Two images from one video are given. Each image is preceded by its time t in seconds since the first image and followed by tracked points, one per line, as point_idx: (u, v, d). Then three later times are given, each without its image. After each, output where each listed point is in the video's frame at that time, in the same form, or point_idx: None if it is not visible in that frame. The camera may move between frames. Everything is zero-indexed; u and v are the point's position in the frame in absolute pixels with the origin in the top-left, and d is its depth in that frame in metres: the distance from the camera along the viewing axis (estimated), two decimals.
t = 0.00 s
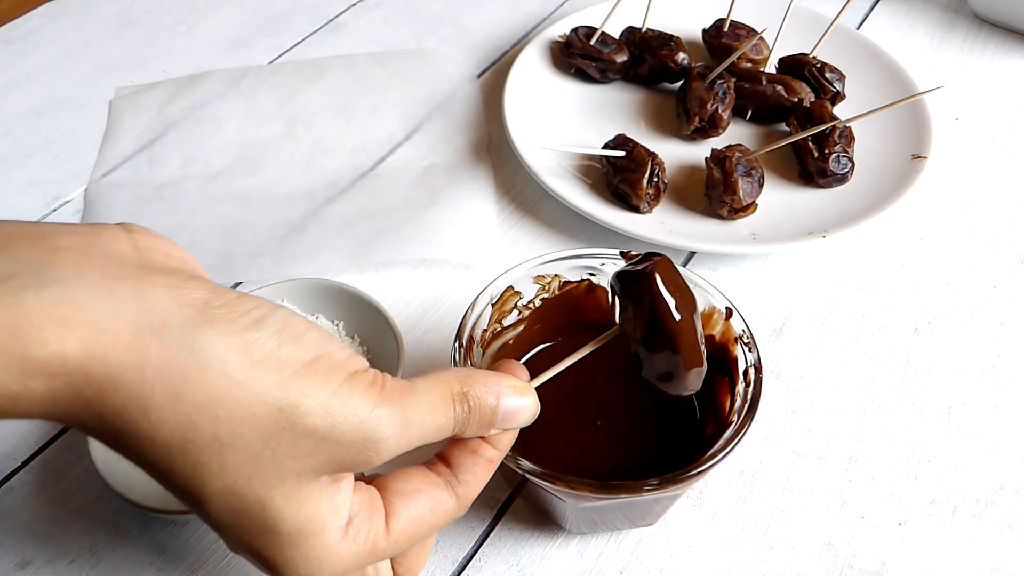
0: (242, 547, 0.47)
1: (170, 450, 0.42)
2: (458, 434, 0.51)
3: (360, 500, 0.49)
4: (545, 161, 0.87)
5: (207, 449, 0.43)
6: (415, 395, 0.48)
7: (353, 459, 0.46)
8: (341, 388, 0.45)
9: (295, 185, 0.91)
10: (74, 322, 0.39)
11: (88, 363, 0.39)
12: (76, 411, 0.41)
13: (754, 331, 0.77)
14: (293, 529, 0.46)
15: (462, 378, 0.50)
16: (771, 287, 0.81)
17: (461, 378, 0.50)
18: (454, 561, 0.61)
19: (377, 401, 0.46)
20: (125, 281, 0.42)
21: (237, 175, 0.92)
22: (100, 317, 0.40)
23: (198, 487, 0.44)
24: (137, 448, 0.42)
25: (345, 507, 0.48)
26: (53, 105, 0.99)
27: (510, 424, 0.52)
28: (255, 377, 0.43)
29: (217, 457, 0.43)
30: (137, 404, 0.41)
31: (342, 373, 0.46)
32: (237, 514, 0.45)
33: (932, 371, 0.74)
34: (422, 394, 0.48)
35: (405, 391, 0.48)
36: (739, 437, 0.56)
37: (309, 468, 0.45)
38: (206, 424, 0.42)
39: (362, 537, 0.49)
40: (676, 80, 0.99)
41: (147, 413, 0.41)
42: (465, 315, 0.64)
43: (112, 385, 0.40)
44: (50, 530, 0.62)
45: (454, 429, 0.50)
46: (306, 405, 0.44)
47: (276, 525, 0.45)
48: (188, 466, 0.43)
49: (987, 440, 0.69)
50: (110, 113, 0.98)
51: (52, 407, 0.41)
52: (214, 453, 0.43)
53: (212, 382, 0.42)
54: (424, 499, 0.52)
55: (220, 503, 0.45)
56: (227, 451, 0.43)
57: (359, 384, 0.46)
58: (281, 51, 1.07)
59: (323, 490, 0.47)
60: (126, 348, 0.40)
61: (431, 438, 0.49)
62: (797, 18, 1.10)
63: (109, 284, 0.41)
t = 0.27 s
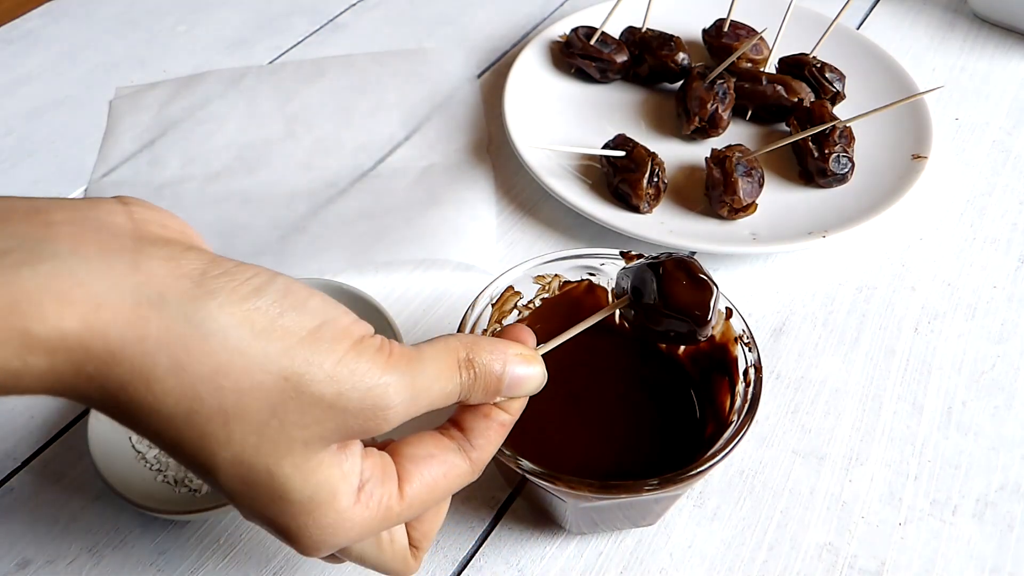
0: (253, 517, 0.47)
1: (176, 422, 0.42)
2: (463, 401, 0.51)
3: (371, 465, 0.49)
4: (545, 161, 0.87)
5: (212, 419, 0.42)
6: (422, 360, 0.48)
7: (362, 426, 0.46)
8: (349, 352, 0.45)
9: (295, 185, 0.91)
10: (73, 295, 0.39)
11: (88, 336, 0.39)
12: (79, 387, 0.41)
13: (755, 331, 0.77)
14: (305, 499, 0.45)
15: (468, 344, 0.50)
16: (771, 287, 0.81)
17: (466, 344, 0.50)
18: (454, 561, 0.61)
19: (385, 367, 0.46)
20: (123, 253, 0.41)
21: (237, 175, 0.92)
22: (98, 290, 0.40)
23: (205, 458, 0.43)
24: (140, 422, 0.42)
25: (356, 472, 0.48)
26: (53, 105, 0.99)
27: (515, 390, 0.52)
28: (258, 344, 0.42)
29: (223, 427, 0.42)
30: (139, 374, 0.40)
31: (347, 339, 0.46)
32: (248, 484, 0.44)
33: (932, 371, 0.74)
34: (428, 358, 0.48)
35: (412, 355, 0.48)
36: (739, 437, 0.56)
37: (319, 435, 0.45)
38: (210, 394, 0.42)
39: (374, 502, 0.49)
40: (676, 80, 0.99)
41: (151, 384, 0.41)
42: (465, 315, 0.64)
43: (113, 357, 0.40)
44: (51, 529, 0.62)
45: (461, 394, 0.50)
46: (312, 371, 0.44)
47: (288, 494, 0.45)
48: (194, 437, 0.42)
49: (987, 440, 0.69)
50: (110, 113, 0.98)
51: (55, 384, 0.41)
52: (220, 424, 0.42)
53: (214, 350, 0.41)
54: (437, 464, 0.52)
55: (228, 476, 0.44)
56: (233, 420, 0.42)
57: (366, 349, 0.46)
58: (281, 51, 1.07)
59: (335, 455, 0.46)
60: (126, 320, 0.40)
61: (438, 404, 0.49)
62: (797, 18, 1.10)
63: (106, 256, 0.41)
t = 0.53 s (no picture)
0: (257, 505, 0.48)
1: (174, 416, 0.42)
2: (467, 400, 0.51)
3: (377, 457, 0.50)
4: (545, 161, 0.87)
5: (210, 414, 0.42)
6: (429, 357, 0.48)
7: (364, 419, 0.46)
8: (353, 350, 0.45)
9: (295, 185, 0.91)
10: (66, 293, 0.39)
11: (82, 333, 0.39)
12: (77, 383, 0.41)
13: (754, 331, 0.77)
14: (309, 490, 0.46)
15: (473, 345, 0.50)
16: (771, 287, 0.81)
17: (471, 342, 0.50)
18: (454, 561, 0.61)
19: (389, 363, 0.46)
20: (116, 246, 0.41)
21: (237, 175, 0.92)
22: (88, 287, 0.39)
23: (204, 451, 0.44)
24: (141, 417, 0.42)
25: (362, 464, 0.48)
26: (52, 105, 0.99)
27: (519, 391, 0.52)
28: (254, 338, 0.42)
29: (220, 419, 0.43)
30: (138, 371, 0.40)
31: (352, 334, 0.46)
32: (250, 475, 0.45)
33: (931, 371, 0.74)
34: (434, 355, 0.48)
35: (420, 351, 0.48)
36: (739, 437, 0.56)
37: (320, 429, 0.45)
38: (208, 390, 0.42)
39: (381, 493, 0.49)
40: (676, 80, 0.99)
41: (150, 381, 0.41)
42: (465, 315, 0.64)
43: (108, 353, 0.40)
44: (51, 529, 0.62)
45: (465, 393, 0.50)
46: (313, 366, 0.43)
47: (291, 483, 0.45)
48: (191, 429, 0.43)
49: (987, 440, 0.69)
50: (110, 113, 0.98)
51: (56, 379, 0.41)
52: (219, 418, 0.43)
53: (209, 345, 0.41)
54: (442, 456, 0.52)
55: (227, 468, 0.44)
56: (231, 414, 0.43)
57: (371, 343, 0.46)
58: (281, 51, 1.08)
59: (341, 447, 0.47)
60: (123, 318, 0.40)
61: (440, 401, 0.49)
62: (797, 18, 1.10)
63: (98, 250, 0.40)
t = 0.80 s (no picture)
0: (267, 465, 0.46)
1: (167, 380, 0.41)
2: (453, 334, 0.48)
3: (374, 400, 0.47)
4: (545, 161, 0.87)
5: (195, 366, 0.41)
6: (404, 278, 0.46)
7: (342, 334, 0.44)
8: (324, 270, 0.43)
9: (295, 185, 0.91)
10: (15, 246, 0.38)
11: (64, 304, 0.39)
12: (64, 354, 0.41)
13: (754, 331, 0.77)
14: (304, 430, 0.43)
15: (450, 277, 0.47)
16: (771, 287, 0.81)
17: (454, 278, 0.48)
18: (454, 561, 0.61)
19: (349, 269, 0.44)
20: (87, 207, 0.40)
21: (237, 175, 0.92)
22: (60, 253, 0.39)
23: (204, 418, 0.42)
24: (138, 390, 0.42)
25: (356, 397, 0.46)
26: (52, 105, 0.99)
27: (508, 319, 0.48)
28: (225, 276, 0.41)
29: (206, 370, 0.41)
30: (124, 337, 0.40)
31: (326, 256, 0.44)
32: (245, 430, 0.43)
33: (932, 371, 0.74)
34: (410, 280, 0.46)
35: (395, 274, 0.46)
36: (739, 437, 0.56)
37: (299, 351, 0.43)
38: (187, 339, 0.40)
39: (381, 432, 0.46)
40: (676, 80, 0.99)
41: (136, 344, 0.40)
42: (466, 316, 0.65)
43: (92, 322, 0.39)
44: (50, 529, 0.62)
45: (450, 323, 0.47)
46: (275, 287, 0.42)
47: (285, 424, 0.43)
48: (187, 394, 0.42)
49: (987, 440, 0.69)
50: (110, 113, 0.98)
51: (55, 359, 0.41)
52: (191, 348, 0.40)
53: (172, 282, 0.40)
54: (449, 406, 0.49)
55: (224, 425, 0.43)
56: (211, 361, 0.41)
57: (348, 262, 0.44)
58: (282, 51, 1.07)
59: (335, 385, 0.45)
60: (75, 259, 0.38)
61: (423, 326, 0.46)
62: (797, 18, 1.10)
63: (67, 209, 0.40)
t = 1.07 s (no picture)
0: (212, 445, 0.42)
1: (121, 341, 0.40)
2: (400, 295, 0.47)
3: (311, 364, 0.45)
4: (545, 161, 0.87)
5: (143, 319, 0.40)
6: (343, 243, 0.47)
7: (282, 288, 0.44)
8: (266, 225, 0.44)
9: (294, 185, 0.91)
10: None
11: (19, 255, 0.40)
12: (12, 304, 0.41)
13: (754, 331, 0.77)
14: (233, 387, 0.41)
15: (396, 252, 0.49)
16: (771, 288, 0.80)
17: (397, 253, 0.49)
18: (454, 561, 0.61)
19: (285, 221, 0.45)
20: (63, 172, 0.43)
21: (237, 175, 0.92)
22: (21, 207, 0.41)
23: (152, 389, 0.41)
24: (88, 356, 0.41)
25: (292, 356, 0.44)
26: (52, 104, 0.99)
27: (453, 281, 0.49)
28: (171, 226, 0.42)
29: (159, 325, 0.40)
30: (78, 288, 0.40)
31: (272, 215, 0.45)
32: (187, 393, 0.41)
33: (932, 371, 0.74)
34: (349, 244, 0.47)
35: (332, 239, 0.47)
36: (739, 437, 0.56)
37: (236, 301, 0.42)
38: (130, 288, 0.40)
39: (317, 392, 0.43)
40: (676, 80, 0.99)
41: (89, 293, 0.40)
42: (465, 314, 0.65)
43: (47, 274, 0.40)
44: (50, 529, 0.62)
45: (391, 283, 0.47)
46: (213, 238, 0.42)
47: (227, 379, 0.41)
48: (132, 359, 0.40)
49: (987, 440, 0.69)
50: (110, 113, 0.98)
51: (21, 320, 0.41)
52: (123, 262, 0.40)
53: (109, 204, 0.41)
54: (401, 373, 0.47)
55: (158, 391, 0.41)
56: (150, 309, 0.40)
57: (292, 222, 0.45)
58: (282, 51, 1.07)
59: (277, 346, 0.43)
60: (23, 192, 0.41)
61: (364, 283, 0.46)
62: (797, 18, 1.10)
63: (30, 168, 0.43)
